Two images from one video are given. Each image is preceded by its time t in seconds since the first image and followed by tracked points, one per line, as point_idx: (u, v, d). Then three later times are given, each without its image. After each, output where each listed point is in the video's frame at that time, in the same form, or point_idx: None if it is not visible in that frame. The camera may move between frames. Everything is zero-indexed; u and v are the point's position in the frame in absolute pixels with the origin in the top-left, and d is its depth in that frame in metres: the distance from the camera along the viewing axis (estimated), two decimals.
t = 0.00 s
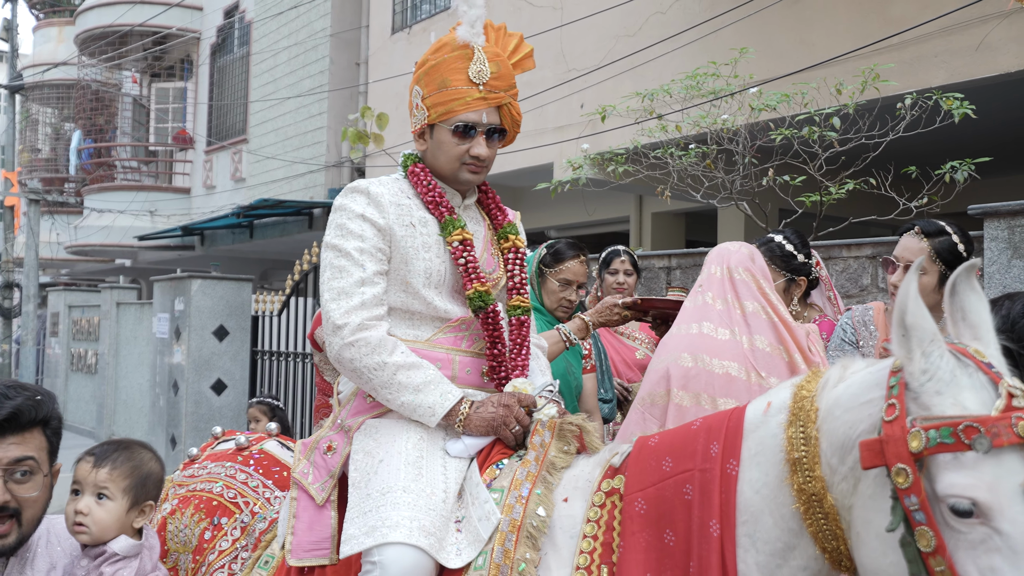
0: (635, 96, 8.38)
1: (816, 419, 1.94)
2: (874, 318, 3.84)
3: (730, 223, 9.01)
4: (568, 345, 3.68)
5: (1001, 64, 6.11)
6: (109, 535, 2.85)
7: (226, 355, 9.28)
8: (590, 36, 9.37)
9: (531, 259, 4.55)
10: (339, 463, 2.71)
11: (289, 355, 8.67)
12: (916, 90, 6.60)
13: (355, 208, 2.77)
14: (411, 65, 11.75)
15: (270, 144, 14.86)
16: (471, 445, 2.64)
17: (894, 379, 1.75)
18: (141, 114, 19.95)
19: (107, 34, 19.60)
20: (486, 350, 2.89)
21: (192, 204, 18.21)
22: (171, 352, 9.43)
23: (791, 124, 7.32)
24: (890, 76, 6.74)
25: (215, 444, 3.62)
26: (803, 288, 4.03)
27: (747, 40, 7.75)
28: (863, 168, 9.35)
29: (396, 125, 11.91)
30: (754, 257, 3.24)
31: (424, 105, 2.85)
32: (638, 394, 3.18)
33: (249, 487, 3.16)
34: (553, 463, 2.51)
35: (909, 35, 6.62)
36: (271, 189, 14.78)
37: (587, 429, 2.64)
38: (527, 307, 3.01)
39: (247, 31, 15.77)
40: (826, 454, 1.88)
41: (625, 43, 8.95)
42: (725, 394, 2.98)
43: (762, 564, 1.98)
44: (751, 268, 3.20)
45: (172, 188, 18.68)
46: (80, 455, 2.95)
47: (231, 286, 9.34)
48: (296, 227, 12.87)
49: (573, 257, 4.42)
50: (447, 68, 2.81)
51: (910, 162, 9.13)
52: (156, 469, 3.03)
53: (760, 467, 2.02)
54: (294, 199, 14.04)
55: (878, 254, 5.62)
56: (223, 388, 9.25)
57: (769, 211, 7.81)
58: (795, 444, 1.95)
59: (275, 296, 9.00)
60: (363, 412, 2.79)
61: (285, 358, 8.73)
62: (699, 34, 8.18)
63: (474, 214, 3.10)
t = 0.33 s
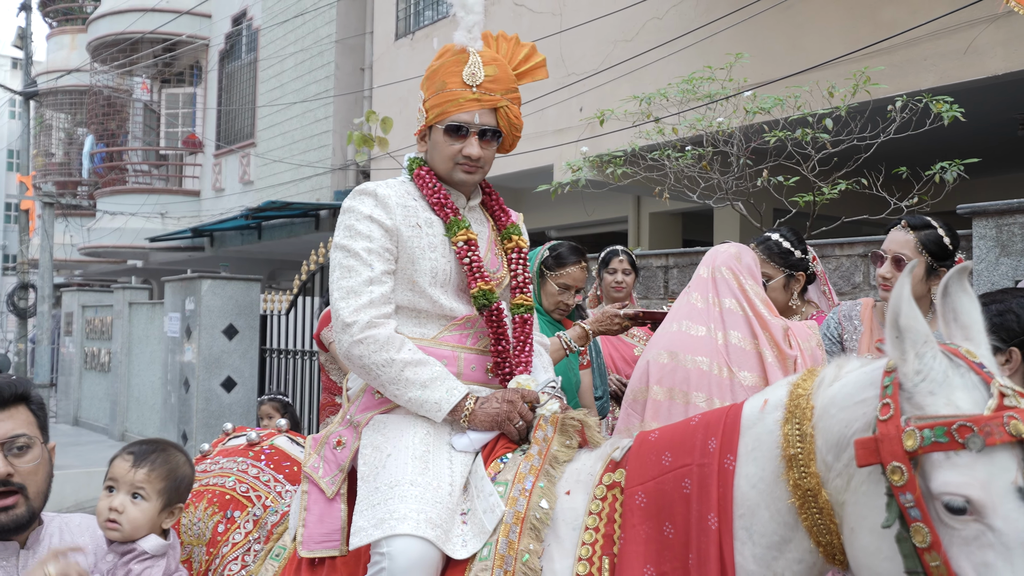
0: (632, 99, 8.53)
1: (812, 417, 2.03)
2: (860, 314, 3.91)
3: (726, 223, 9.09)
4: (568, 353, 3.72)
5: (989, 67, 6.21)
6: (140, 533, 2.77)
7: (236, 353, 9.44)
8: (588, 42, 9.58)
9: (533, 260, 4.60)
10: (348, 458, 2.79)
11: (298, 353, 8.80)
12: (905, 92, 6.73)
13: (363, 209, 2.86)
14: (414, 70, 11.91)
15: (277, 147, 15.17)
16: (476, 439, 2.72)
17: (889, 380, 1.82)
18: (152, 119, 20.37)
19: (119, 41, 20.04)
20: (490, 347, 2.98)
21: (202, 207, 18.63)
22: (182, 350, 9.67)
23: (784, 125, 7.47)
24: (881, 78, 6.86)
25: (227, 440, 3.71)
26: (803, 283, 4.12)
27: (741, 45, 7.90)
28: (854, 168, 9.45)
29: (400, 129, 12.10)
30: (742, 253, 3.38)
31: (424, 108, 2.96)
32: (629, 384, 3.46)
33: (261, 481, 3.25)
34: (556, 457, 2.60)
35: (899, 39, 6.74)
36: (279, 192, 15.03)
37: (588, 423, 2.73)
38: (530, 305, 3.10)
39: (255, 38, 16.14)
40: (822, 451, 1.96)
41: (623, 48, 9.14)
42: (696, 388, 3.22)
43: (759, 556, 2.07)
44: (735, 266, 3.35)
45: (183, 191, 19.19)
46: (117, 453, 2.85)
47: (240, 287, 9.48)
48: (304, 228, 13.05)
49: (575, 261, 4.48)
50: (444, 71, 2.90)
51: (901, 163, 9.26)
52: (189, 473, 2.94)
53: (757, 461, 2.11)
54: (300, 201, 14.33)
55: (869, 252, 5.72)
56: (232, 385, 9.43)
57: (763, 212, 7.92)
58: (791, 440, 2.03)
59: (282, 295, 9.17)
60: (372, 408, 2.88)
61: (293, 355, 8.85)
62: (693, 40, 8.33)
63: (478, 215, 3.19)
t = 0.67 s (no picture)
0: (629, 103, 8.66)
1: (806, 416, 2.09)
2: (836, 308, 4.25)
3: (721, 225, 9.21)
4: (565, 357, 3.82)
5: (976, 71, 6.41)
6: (162, 528, 2.87)
7: (245, 351, 9.61)
8: (586, 48, 9.69)
9: (541, 264, 4.68)
10: (356, 451, 2.88)
11: (308, 351, 8.94)
12: (894, 95, 6.91)
13: (369, 212, 2.95)
14: (416, 75, 12.04)
15: (284, 151, 15.35)
16: (480, 434, 2.81)
17: (885, 384, 1.88)
18: (164, 124, 20.60)
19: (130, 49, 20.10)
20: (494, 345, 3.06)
21: (212, 210, 18.90)
22: (193, 348, 9.86)
23: (777, 128, 7.61)
24: (871, 82, 7.03)
25: (237, 436, 3.80)
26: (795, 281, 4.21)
27: (735, 50, 8.05)
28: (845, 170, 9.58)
29: (404, 132, 12.24)
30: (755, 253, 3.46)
31: (422, 114, 3.05)
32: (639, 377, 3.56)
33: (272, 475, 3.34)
34: (557, 450, 2.68)
35: (888, 43, 6.90)
36: (286, 195, 15.21)
37: (588, 418, 2.82)
38: (532, 303, 3.19)
39: (262, 44, 16.37)
40: (816, 450, 2.03)
41: (619, 53, 9.25)
42: (702, 383, 3.32)
43: (752, 548, 2.16)
44: (747, 267, 3.43)
45: (193, 194, 19.50)
46: (138, 452, 2.97)
47: (248, 287, 9.62)
48: (311, 230, 13.21)
49: (583, 267, 4.58)
50: (440, 78, 2.99)
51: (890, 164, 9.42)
52: (206, 471, 3.05)
53: (751, 457, 2.18)
54: (307, 204, 14.51)
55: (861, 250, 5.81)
56: (242, 382, 9.60)
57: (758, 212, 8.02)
58: (786, 438, 2.10)
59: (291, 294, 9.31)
60: (379, 403, 2.97)
61: (304, 353, 8.98)
62: (688, 45, 8.48)
63: (481, 215, 3.28)
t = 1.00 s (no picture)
0: (627, 107, 8.78)
1: (801, 414, 2.17)
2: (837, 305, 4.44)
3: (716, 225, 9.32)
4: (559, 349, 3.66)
5: (964, 74, 6.53)
6: (179, 520, 2.93)
7: (254, 349, 9.73)
8: (585, 53, 9.78)
9: (552, 267, 4.78)
10: (364, 445, 2.98)
11: (314, 348, 9.04)
12: (885, 98, 7.04)
13: (377, 213, 3.04)
14: (420, 80, 12.17)
15: (291, 154, 15.49)
16: (484, 428, 2.89)
17: (879, 384, 1.95)
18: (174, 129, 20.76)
19: (142, 55, 20.22)
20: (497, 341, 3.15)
21: (222, 211, 19.07)
22: (204, 347, 9.98)
23: (770, 130, 7.73)
24: (861, 86, 7.16)
25: (247, 431, 3.90)
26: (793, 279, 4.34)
27: (730, 54, 8.16)
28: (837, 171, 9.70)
29: (408, 136, 12.35)
30: (761, 253, 3.56)
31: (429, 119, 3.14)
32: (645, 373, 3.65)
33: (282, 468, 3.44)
34: (558, 444, 2.77)
35: (878, 48, 7.03)
36: (294, 197, 15.36)
37: (589, 413, 2.91)
38: (535, 300, 3.28)
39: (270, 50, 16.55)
40: (810, 446, 2.11)
41: (618, 58, 9.35)
42: (705, 380, 3.41)
43: (747, 539, 2.25)
44: (751, 266, 3.53)
45: (203, 197, 19.66)
46: (153, 447, 3.03)
47: (258, 286, 9.76)
48: (318, 231, 13.34)
49: (595, 270, 4.70)
50: (446, 83, 3.09)
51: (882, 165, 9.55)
52: (221, 463, 3.09)
53: (746, 452, 2.27)
54: (314, 206, 14.65)
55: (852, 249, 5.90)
56: (251, 379, 9.73)
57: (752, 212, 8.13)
58: (781, 435, 2.18)
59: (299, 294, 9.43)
60: (386, 398, 3.06)
61: (312, 351, 9.09)
62: (686, 49, 8.58)
63: (485, 216, 3.37)
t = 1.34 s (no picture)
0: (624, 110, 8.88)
1: (795, 408, 2.26)
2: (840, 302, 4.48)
3: (711, 225, 9.42)
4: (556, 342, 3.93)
5: (952, 78, 6.62)
6: (195, 509, 3.00)
7: (263, 348, 9.83)
8: (581, 58, 9.88)
9: (555, 265, 4.88)
10: (369, 440, 3.06)
11: (320, 347, 9.15)
12: (876, 100, 7.10)
13: (382, 214, 3.13)
14: (422, 84, 12.30)
15: (297, 158, 15.63)
16: (485, 423, 2.98)
17: (872, 379, 2.03)
18: (183, 134, 20.93)
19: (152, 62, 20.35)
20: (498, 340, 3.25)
21: (231, 213, 19.20)
22: (213, 346, 10.07)
23: (764, 133, 7.82)
24: (853, 89, 7.26)
25: (255, 427, 4.00)
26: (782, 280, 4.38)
27: (724, 58, 8.26)
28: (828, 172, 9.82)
29: (411, 140, 12.49)
30: (747, 252, 3.64)
31: (434, 124, 3.23)
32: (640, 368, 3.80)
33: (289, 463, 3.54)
34: (558, 438, 2.86)
35: (868, 52, 7.13)
36: (300, 200, 15.50)
37: (587, 409, 3.01)
38: (534, 301, 3.37)
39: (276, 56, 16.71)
40: (805, 440, 2.19)
41: (613, 63, 9.46)
42: (685, 374, 3.52)
43: (743, 529, 2.33)
44: (736, 264, 3.62)
45: (211, 199, 19.81)
46: (179, 437, 3.13)
47: (265, 287, 9.88)
48: (323, 233, 13.46)
49: (596, 268, 4.79)
50: (451, 89, 3.18)
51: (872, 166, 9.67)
52: (242, 458, 3.17)
53: (742, 445, 2.35)
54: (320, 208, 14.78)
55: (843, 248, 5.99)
56: (259, 377, 9.81)
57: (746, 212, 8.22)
58: (776, 429, 2.26)
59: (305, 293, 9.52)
60: (390, 394, 3.15)
61: (320, 350, 9.18)
62: (682, 54, 8.67)
63: (486, 218, 3.46)
